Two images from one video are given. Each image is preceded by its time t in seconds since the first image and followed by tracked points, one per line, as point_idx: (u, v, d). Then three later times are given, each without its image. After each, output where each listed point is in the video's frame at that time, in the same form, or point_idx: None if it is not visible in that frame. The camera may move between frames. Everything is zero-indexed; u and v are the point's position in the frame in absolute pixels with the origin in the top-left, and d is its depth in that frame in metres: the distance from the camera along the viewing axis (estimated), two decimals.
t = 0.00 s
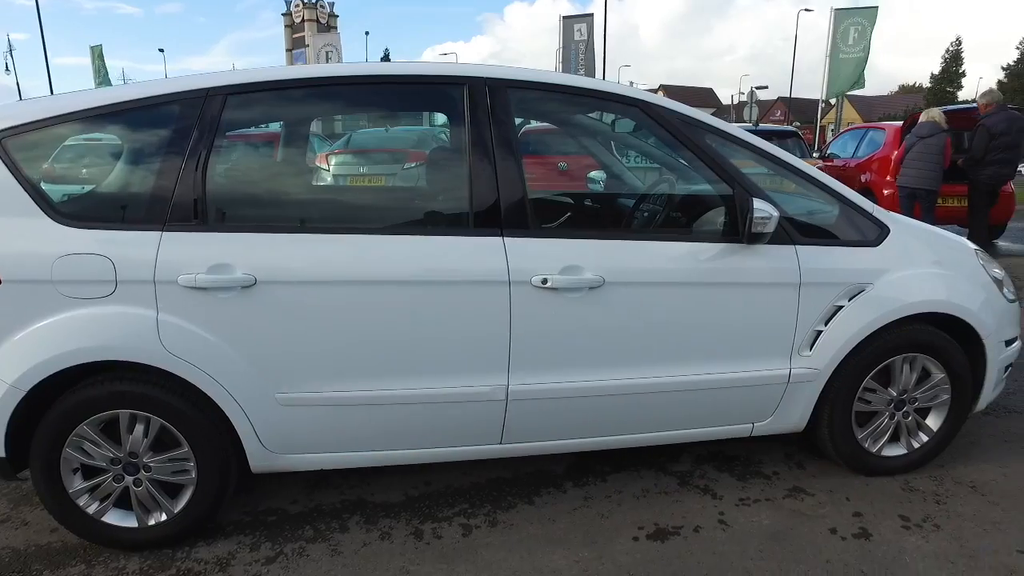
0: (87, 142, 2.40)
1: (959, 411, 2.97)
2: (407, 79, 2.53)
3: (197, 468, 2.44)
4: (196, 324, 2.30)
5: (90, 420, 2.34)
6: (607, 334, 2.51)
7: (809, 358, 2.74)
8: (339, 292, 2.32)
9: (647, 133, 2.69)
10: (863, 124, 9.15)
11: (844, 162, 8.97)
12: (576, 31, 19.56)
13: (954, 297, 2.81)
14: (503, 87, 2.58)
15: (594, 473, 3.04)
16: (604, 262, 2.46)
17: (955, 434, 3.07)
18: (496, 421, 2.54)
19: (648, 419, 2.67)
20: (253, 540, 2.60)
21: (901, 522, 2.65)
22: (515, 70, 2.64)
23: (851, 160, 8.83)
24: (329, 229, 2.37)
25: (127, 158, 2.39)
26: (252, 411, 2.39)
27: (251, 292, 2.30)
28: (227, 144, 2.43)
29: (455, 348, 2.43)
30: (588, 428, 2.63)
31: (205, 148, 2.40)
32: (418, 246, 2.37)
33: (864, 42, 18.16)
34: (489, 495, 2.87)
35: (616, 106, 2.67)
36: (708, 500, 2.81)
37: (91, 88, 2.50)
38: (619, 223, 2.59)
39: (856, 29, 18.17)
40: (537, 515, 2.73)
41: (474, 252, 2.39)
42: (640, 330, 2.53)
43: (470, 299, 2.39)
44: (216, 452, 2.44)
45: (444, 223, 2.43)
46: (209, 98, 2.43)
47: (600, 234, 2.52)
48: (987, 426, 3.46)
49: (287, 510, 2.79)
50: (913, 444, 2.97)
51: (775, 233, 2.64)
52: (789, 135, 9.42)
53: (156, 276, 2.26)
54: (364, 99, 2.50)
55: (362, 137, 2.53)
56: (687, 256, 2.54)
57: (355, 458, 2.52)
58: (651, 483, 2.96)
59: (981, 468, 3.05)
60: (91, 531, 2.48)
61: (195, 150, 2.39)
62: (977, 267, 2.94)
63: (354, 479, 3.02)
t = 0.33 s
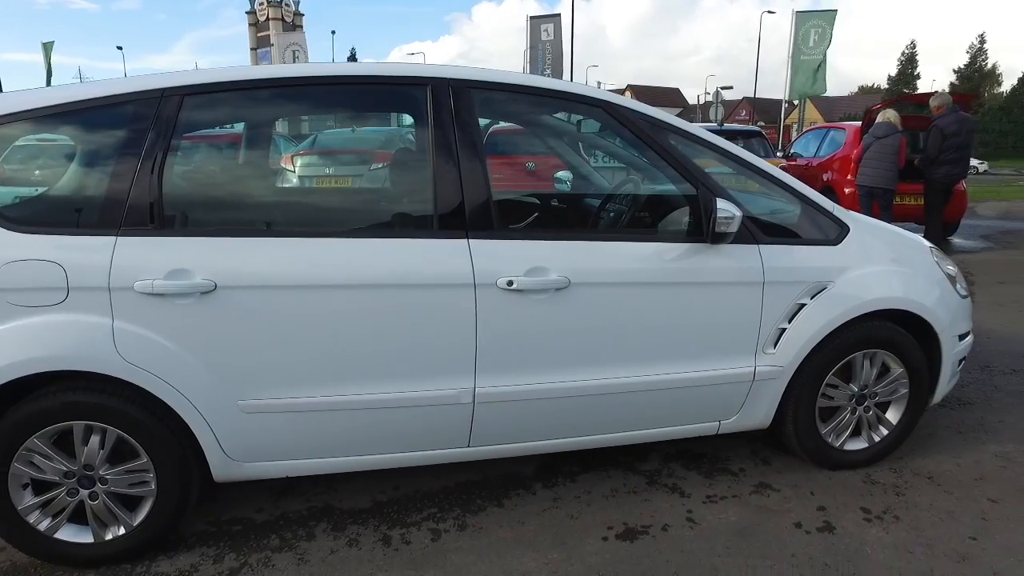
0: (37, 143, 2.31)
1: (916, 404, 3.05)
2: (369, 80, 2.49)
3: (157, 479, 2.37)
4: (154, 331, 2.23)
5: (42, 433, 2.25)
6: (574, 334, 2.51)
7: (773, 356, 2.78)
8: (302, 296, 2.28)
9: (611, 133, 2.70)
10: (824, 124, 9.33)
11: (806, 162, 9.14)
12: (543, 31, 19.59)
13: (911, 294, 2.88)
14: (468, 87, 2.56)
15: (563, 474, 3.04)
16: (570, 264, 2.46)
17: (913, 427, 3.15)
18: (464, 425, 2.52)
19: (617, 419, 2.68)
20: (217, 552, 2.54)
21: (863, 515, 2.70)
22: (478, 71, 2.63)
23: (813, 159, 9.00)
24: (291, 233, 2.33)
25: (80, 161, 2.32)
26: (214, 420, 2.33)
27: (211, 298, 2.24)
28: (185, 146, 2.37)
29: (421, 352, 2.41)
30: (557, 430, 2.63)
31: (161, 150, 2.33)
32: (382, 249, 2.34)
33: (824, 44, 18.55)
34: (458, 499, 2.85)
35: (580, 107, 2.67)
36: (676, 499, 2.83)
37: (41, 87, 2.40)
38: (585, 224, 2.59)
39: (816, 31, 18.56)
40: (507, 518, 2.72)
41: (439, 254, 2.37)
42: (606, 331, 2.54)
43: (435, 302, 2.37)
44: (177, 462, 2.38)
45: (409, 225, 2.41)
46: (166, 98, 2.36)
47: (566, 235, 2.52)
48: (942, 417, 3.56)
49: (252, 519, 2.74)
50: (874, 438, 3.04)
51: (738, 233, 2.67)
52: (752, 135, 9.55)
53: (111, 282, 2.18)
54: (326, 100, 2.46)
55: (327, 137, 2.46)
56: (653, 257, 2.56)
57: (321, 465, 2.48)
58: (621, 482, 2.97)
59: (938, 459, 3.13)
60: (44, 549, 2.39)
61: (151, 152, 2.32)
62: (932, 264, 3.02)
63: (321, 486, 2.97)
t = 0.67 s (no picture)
0: None
1: (876, 399, 3.11)
2: (328, 80, 2.45)
3: (110, 493, 2.30)
4: (107, 340, 2.15)
5: None
6: (538, 337, 2.51)
7: (737, 354, 2.81)
8: (261, 302, 2.23)
9: (575, 134, 2.70)
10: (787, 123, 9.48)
11: (769, 161, 9.28)
12: (511, 31, 19.59)
13: (870, 290, 2.93)
14: (429, 88, 2.53)
15: (531, 475, 3.03)
16: (534, 265, 2.44)
17: (873, 421, 3.21)
18: (429, 428, 2.50)
19: (583, 420, 2.68)
20: (176, 565, 2.47)
21: (826, 508, 2.74)
22: (440, 71, 2.60)
23: (776, 159, 9.15)
24: (249, 237, 2.27)
25: (27, 162, 2.23)
26: (172, 429, 2.27)
27: (166, 304, 2.18)
28: (136, 147, 2.29)
29: (385, 356, 2.37)
30: (523, 432, 2.62)
31: (111, 151, 2.25)
32: (343, 252, 2.30)
33: (786, 46, 18.88)
34: (426, 503, 2.82)
35: (543, 107, 2.67)
36: (644, 498, 2.84)
37: None
38: (549, 227, 2.59)
39: (778, 33, 18.88)
40: (475, 521, 2.70)
41: (402, 257, 2.34)
42: (572, 331, 2.54)
43: (398, 306, 2.34)
44: (132, 474, 2.31)
45: (371, 228, 2.37)
46: (116, 98, 2.28)
47: (530, 237, 2.51)
48: (900, 411, 3.64)
49: (213, 530, 2.67)
50: (836, 433, 3.09)
51: (701, 233, 2.69)
52: (717, 135, 9.65)
53: (59, 289, 2.10)
54: (284, 100, 2.40)
55: (293, 139, 2.40)
56: (617, 257, 2.56)
57: (283, 473, 2.43)
58: (589, 483, 2.96)
59: (897, 451, 3.20)
60: None
61: (101, 153, 2.24)
62: (889, 261, 3.08)
63: (285, 493, 2.92)
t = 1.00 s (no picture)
0: None
1: (836, 393, 3.16)
2: (282, 79, 2.39)
3: (59, 507, 2.22)
4: (53, 348, 2.07)
5: None
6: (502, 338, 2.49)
7: (700, 352, 2.83)
8: (216, 306, 2.18)
9: (537, 133, 2.69)
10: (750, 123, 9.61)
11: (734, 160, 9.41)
12: (478, 31, 19.56)
13: (829, 287, 2.98)
14: (389, 87, 2.50)
15: (497, 477, 3.01)
16: (496, 265, 2.43)
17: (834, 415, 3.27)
18: (393, 432, 2.47)
19: (549, 420, 2.68)
20: None
21: (788, 502, 2.78)
22: (401, 71, 2.57)
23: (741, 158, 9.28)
24: (203, 241, 2.22)
25: None
26: (124, 439, 2.20)
27: (116, 310, 2.11)
28: (83, 148, 2.21)
29: (345, 360, 2.34)
30: (488, 433, 2.61)
31: (56, 151, 2.17)
32: (301, 254, 2.26)
33: (749, 47, 19.19)
34: (391, 507, 2.79)
35: (505, 106, 2.66)
36: (610, 497, 2.85)
37: None
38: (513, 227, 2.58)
39: (742, 34, 19.18)
40: (440, 524, 2.68)
41: (362, 258, 2.30)
42: (535, 332, 2.53)
43: (358, 308, 2.30)
44: (83, 485, 2.23)
45: (329, 229, 2.33)
46: (61, 97, 2.20)
47: (492, 237, 2.49)
48: (860, 404, 3.71)
49: (171, 540, 2.60)
50: (798, 427, 3.14)
51: (663, 231, 2.70)
52: (683, 134, 9.74)
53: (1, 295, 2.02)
54: (239, 100, 2.35)
55: (256, 140, 2.33)
56: (580, 257, 2.56)
57: (242, 481, 2.37)
58: (556, 483, 2.96)
59: (857, 444, 3.26)
60: None
61: (46, 153, 2.16)
62: (847, 258, 3.14)
63: (247, 501, 2.86)
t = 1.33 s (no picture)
0: None
1: (798, 389, 3.21)
2: (235, 79, 2.33)
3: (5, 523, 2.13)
4: None
5: None
6: (466, 338, 2.48)
7: (664, 350, 2.85)
8: (169, 312, 2.12)
9: (499, 134, 2.68)
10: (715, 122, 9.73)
11: (699, 159, 9.54)
12: (445, 31, 19.49)
13: (790, 284, 3.02)
14: (347, 86, 2.46)
15: (463, 479, 3.00)
16: (457, 266, 2.41)
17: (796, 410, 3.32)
18: (355, 436, 2.44)
19: (514, 421, 2.68)
20: None
21: (752, 497, 2.81)
22: (360, 70, 2.53)
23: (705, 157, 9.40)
24: (155, 246, 2.16)
25: None
26: (75, 451, 2.12)
27: (63, 317, 2.03)
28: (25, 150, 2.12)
29: (305, 365, 2.30)
30: (453, 436, 2.60)
31: None
32: (258, 258, 2.22)
33: (713, 48, 19.46)
34: (356, 513, 2.76)
35: (466, 106, 2.64)
36: (576, 496, 2.85)
37: None
38: (477, 227, 2.58)
39: (706, 35, 19.43)
40: (406, 528, 2.65)
41: (321, 261, 2.27)
42: (499, 332, 2.52)
43: (317, 312, 2.27)
44: (30, 500, 2.15)
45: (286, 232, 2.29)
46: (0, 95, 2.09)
47: (454, 238, 2.47)
48: (820, 398, 3.78)
49: (127, 553, 2.52)
50: (761, 423, 3.18)
51: (624, 231, 2.71)
52: (649, 134, 9.82)
53: None
54: (191, 99, 2.28)
55: (218, 140, 2.32)
56: (543, 257, 2.56)
57: (200, 489, 2.32)
58: (523, 484, 2.95)
59: (817, 438, 3.32)
60: None
61: None
62: (806, 255, 3.19)
63: (207, 510, 2.79)
